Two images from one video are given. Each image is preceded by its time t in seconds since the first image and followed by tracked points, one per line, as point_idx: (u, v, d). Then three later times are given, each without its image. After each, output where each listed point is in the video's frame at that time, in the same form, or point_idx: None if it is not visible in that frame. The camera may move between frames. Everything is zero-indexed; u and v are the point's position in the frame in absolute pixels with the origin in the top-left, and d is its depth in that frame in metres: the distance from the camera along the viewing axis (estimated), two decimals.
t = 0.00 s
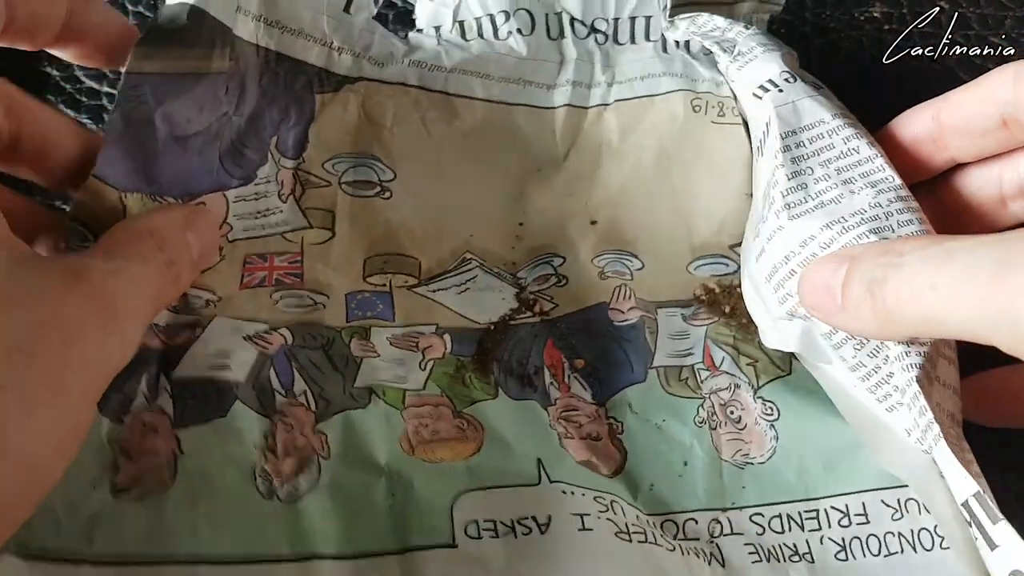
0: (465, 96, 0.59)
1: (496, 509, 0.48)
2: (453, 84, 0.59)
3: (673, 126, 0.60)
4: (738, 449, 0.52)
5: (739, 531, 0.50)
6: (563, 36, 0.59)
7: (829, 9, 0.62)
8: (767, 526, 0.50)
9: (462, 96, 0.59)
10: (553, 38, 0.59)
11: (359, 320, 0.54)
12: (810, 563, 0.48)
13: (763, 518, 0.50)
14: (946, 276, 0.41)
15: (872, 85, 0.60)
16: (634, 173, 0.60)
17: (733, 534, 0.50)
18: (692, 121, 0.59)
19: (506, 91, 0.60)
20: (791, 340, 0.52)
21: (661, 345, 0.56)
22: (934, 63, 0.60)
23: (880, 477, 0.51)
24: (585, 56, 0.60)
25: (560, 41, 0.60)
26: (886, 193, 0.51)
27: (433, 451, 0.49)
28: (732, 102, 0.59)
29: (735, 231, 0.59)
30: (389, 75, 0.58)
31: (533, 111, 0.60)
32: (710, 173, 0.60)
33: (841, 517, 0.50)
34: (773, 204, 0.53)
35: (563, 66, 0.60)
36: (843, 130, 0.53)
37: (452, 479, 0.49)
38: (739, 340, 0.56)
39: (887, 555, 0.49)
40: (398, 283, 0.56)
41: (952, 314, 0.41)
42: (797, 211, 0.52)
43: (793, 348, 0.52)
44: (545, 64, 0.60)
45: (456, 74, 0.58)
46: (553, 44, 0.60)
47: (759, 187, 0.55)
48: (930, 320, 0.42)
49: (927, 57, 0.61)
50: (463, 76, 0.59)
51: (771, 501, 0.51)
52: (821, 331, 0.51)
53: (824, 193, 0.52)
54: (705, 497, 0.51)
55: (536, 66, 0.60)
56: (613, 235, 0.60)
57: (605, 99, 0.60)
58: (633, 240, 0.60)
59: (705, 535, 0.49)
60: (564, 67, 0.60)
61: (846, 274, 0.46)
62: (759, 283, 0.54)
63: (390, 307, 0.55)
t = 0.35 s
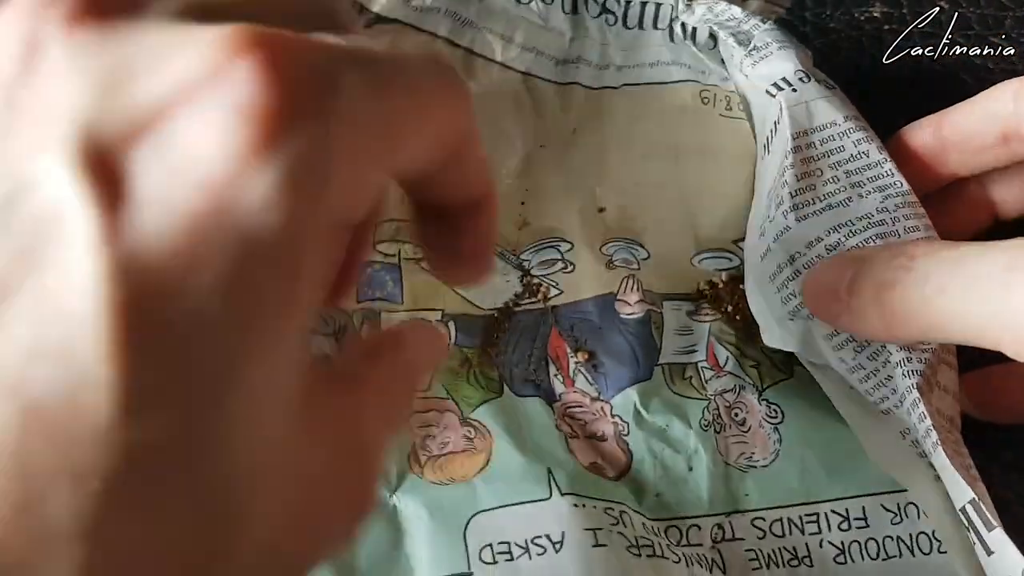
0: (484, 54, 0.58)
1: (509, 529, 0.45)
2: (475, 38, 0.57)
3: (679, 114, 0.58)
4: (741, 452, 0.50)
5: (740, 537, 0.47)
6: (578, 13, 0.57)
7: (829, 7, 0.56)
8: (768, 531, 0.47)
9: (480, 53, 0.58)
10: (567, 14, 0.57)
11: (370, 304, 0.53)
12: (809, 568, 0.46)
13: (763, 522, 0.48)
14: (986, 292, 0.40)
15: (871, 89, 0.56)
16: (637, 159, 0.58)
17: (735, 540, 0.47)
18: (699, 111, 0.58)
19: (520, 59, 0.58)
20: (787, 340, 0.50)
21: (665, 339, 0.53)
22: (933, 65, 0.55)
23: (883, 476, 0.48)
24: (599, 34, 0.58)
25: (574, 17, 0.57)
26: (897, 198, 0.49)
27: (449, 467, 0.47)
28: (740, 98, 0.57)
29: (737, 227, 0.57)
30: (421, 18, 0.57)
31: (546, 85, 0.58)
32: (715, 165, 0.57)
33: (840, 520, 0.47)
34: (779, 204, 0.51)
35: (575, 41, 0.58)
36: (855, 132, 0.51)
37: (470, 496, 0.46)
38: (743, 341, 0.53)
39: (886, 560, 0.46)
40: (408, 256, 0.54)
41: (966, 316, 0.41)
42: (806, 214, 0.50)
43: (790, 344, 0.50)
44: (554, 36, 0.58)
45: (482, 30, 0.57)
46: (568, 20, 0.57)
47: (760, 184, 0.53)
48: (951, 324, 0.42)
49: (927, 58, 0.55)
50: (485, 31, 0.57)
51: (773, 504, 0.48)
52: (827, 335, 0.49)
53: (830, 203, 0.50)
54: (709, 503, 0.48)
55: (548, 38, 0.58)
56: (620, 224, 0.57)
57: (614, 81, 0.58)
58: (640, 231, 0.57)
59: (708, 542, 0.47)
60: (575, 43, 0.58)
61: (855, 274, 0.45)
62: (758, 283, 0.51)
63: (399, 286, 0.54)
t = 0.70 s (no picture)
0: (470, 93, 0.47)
1: None
2: (461, 75, 0.47)
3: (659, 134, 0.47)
4: (727, 476, 0.41)
5: (730, 562, 0.39)
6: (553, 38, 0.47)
7: (829, 7, 0.50)
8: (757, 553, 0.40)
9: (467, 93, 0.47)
10: (544, 39, 0.47)
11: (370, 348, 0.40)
12: None
13: (753, 544, 0.40)
14: (920, 302, 0.33)
15: (875, 95, 0.48)
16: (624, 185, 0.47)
17: (725, 568, 0.39)
18: (678, 130, 0.47)
19: (501, 90, 0.47)
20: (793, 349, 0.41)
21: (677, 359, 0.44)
22: (934, 65, 0.48)
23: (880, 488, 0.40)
24: (578, 58, 0.48)
25: (550, 43, 0.47)
26: (904, 211, 0.38)
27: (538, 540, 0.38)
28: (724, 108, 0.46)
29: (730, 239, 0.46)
30: (408, 61, 0.46)
31: (530, 116, 0.48)
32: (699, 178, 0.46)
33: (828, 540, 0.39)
34: (784, 209, 0.40)
35: (554, 67, 0.48)
36: (862, 138, 0.40)
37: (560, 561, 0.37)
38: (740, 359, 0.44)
39: None
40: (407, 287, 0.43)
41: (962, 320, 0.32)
42: (813, 220, 0.39)
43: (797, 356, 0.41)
44: (532, 63, 0.47)
45: (466, 66, 0.47)
46: (546, 46, 0.47)
47: (748, 194, 0.44)
48: (944, 324, 0.32)
49: (927, 58, 0.48)
50: (468, 67, 0.47)
51: (762, 526, 0.40)
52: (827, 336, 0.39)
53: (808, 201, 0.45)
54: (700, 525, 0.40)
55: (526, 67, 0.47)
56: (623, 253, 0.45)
57: (598, 105, 0.48)
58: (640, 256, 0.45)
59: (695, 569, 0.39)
60: (554, 70, 0.48)
61: (862, 285, 0.35)
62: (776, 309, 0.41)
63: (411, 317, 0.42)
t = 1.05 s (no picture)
0: (460, 104, 0.47)
1: None
2: (450, 86, 0.47)
3: (654, 137, 0.47)
4: (731, 478, 0.40)
5: (731, 563, 0.38)
6: (549, 42, 0.46)
7: (829, 7, 0.48)
8: (762, 553, 0.38)
9: (458, 103, 0.47)
10: (540, 44, 0.46)
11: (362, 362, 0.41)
12: None
13: (757, 545, 0.38)
14: (929, 290, 0.31)
15: (869, 95, 0.46)
16: (620, 183, 0.47)
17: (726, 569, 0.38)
18: (671, 134, 0.47)
19: (495, 97, 0.47)
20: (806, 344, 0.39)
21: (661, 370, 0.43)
22: (933, 65, 0.46)
23: (887, 482, 0.39)
24: (572, 62, 0.47)
25: (546, 48, 0.46)
26: (913, 206, 0.37)
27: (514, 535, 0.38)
28: (718, 109, 0.46)
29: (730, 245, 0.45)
30: (394, 76, 0.46)
31: (525, 121, 0.48)
32: (693, 177, 0.47)
33: (834, 538, 0.38)
34: (793, 199, 0.38)
35: (550, 71, 0.47)
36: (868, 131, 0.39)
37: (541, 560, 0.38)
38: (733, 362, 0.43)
39: None
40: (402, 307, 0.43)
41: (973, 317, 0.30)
42: (824, 210, 0.37)
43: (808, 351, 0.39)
44: (527, 69, 0.47)
45: (455, 77, 0.47)
46: (540, 51, 0.46)
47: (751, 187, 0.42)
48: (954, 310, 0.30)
49: (926, 58, 0.46)
50: (459, 78, 0.47)
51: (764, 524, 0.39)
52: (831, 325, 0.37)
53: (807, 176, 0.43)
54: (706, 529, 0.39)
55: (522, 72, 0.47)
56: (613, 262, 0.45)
57: (593, 108, 0.48)
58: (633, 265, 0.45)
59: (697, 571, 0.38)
60: (551, 75, 0.47)
61: (873, 274, 0.34)
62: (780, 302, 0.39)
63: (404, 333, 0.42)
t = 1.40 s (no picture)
0: (459, 98, 0.47)
1: None
2: (449, 81, 0.47)
3: (659, 139, 0.47)
4: (723, 475, 0.40)
5: (724, 562, 0.38)
6: (552, 39, 0.47)
7: (829, 7, 0.48)
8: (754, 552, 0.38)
9: (458, 98, 0.47)
10: (542, 40, 0.47)
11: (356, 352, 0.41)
12: None
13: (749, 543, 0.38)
14: (927, 293, 0.31)
15: (873, 96, 0.46)
16: (620, 182, 0.47)
17: (718, 567, 0.38)
18: (677, 133, 0.47)
19: (497, 92, 0.47)
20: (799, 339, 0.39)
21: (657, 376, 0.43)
22: (933, 65, 0.46)
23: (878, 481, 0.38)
24: (575, 58, 0.47)
25: (549, 44, 0.47)
26: (915, 203, 0.37)
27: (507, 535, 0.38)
28: (722, 108, 0.47)
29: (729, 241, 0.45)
30: (390, 69, 0.46)
31: (526, 118, 0.48)
32: (696, 180, 0.46)
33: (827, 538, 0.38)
34: (794, 193, 0.38)
35: (552, 68, 0.48)
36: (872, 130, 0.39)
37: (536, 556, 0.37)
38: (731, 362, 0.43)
39: None
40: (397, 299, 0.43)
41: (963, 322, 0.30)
42: (825, 205, 0.37)
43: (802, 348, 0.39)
44: (529, 65, 0.47)
45: (455, 72, 0.47)
46: (542, 47, 0.47)
47: (748, 184, 0.42)
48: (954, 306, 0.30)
49: (927, 58, 0.46)
50: (458, 72, 0.47)
51: (757, 524, 0.39)
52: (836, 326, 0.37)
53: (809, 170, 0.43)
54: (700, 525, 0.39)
55: (525, 69, 0.47)
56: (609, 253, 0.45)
57: (594, 105, 0.48)
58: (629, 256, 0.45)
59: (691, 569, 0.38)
60: (553, 71, 0.48)
61: (874, 270, 0.34)
62: (778, 297, 0.39)
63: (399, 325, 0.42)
